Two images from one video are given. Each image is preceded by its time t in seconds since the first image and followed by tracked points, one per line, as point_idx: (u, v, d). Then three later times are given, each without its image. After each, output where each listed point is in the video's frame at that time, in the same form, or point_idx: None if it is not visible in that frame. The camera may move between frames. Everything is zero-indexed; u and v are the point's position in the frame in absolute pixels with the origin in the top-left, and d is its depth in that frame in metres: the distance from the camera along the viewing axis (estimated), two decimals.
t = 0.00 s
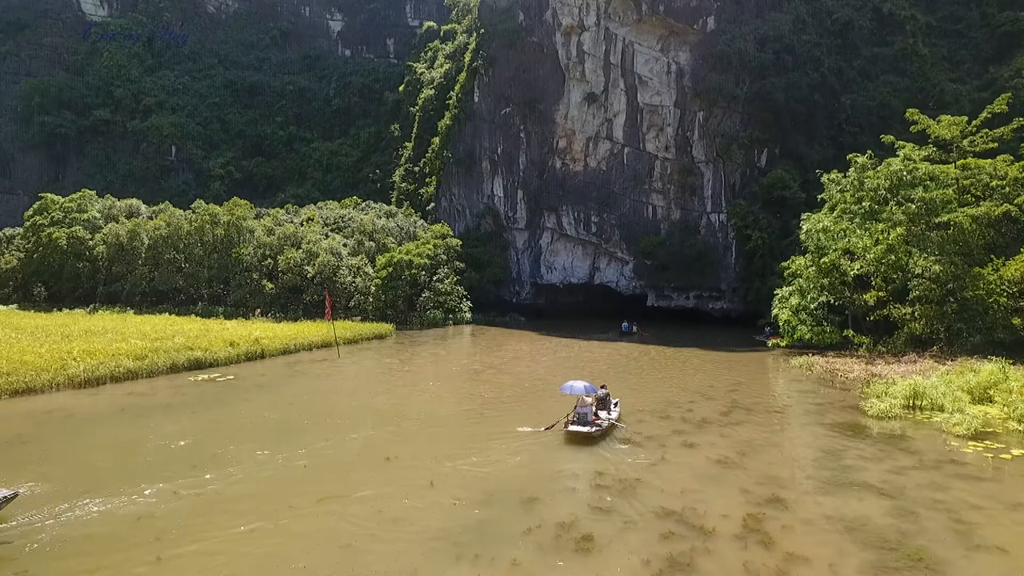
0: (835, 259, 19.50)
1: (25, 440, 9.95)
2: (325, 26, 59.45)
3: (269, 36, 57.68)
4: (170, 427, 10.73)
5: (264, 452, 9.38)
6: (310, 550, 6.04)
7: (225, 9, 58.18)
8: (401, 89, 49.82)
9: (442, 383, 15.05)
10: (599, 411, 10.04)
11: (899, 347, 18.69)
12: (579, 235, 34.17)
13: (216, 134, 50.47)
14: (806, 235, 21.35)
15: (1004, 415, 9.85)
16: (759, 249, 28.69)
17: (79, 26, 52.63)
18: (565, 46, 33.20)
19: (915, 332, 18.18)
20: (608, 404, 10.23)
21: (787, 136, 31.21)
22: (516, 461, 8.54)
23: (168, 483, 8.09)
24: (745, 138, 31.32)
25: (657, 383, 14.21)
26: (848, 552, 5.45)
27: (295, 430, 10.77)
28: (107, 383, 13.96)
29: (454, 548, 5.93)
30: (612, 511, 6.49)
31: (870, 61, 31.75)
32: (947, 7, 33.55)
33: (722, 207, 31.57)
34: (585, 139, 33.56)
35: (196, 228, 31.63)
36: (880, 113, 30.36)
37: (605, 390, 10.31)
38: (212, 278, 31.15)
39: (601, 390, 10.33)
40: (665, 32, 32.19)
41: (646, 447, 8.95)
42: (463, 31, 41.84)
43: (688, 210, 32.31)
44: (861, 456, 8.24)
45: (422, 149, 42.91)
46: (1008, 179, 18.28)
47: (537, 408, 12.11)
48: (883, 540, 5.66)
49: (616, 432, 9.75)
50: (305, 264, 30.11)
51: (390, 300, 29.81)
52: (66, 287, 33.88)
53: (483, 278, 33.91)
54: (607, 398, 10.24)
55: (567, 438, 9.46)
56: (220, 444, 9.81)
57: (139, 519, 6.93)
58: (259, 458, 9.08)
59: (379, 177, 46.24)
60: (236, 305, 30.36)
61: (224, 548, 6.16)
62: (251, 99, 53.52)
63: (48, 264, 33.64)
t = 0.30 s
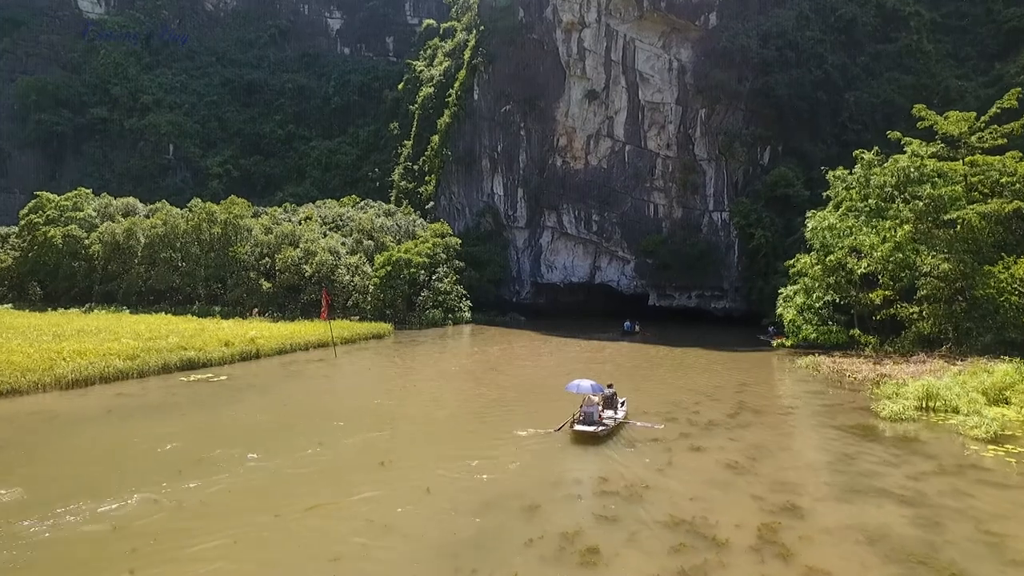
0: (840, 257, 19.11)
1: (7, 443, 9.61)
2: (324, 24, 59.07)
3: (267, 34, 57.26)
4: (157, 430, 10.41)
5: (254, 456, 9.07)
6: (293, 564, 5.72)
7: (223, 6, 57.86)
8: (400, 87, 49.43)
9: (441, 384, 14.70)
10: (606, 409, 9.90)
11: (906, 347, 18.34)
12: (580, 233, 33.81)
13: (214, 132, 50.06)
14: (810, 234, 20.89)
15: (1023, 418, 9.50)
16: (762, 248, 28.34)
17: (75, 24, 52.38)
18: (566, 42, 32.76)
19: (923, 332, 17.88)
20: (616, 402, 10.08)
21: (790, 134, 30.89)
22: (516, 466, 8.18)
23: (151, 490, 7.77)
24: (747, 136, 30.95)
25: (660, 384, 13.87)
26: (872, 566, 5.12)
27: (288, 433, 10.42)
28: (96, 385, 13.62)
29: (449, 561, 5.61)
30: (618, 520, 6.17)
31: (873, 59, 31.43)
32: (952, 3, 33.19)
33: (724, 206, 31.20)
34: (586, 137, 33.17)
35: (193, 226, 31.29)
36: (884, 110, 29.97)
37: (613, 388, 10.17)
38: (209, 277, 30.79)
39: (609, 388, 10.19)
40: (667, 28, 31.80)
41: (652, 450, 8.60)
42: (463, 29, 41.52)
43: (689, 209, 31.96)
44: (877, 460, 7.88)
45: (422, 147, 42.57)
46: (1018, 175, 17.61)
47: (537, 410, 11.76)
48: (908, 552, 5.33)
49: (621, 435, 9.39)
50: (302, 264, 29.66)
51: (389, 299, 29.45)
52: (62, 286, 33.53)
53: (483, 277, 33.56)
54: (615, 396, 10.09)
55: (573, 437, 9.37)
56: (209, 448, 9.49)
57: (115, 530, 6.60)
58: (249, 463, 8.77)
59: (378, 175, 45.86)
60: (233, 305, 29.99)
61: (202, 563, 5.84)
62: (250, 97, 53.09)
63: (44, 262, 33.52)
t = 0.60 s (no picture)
0: (846, 256, 18.76)
1: None
2: (323, 22, 58.76)
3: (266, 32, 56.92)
4: (146, 432, 10.09)
5: (244, 460, 8.76)
6: None
7: (222, 4, 57.67)
8: (400, 85, 49.11)
9: (439, 385, 14.37)
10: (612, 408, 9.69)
11: (913, 347, 18.02)
12: (581, 232, 33.48)
13: (212, 130, 49.65)
14: (816, 231, 20.54)
15: None
16: (765, 247, 28.01)
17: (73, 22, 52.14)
18: (567, 39, 32.35)
19: (930, 332, 17.55)
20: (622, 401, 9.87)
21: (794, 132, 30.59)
22: (516, 472, 7.83)
23: (135, 498, 7.46)
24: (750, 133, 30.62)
25: (663, 385, 13.57)
26: None
27: (281, 435, 10.09)
28: (84, 386, 13.31)
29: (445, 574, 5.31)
30: (626, 529, 5.86)
31: (877, 56, 31.17)
32: None
33: (726, 204, 30.91)
34: (587, 134, 32.80)
35: (190, 225, 31.02)
36: (888, 107, 29.70)
37: (620, 387, 9.96)
38: (206, 276, 30.44)
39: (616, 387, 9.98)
40: (668, 25, 31.42)
41: (658, 453, 8.28)
42: (462, 27, 41.27)
43: (691, 207, 31.63)
44: (893, 464, 7.56)
45: (421, 146, 42.28)
46: None
47: (538, 412, 11.44)
48: (935, 565, 5.04)
49: (625, 439, 9.05)
50: (300, 262, 29.43)
51: (388, 298, 29.13)
52: (57, 285, 33.17)
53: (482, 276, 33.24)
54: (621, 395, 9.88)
55: (578, 436, 9.16)
56: (199, 451, 9.17)
57: (91, 542, 6.27)
58: (238, 468, 8.44)
59: (377, 174, 45.54)
60: (230, 304, 29.68)
61: None
62: (248, 96, 52.70)
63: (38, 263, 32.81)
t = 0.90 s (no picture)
0: (851, 254, 18.44)
1: None
2: (322, 20, 58.33)
3: (264, 30, 56.56)
4: (134, 434, 9.79)
5: (234, 464, 8.46)
6: None
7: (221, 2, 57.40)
8: (399, 83, 48.78)
9: (439, 385, 14.08)
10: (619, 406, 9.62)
11: (919, 347, 17.68)
12: (582, 231, 33.17)
13: (211, 129, 49.25)
14: (821, 229, 20.23)
15: None
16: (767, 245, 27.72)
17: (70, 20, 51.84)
18: (567, 36, 31.96)
19: (937, 331, 17.21)
20: (629, 400, 9.79)
21: (796, 130, 30.29)
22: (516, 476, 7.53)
23: (118, 505, 7.16)
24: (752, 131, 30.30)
25: (667, 385, 13.30)
26: None
27: (272, 438, 9.79)
28: (74, 386, 13.04)
29: None
30: (632, 539, 5.61)
31: (880, 54, 30.91)
32: None
33: (728, 203, 30.64)
34: (587, 133, 32.43)
35: (187, 224, 30.72)
36: (892, 105, 29.42)
37: (626, 385, 9.88)
38: (203, 275, 30.12)
39: (622, 386, 9.90)
40: (670, 22, 30.98)
41: (664, 456, 8.00)
42: (462, 25, 40.99)
43: (692, 206, 31.33)
44: (909, 469, 7.26)
45: (420, 144, 41.96)
46: None
47: (538, 413, 11.16)
48: None
49: (628, 442, 8.77)
50: (298, 261, 29.15)
51: (386, 297, 28.81)
52: (53, 284, 32.88)
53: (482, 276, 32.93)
54: (628, 393, 9.79)
55: (584, 435, 9.06)
56: (187, 454, 8.88)
57: (70, 554, 5.99)
58: (226, 473, 8.14)
59: (377, 173, 45.22)
60: (227, 304, 29.39)
61: None
62: (246, 94, 52.29)
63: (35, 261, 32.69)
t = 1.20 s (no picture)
0: (857, 252, 18.14)
1: None
2: (321, 18, 58.02)
3: (263, 29, 56.31)
4: (120, 439, 9.48)
5: (224, 471, 8.17)
6: None
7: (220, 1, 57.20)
8: (398, 82, 48.49)
9: (438, 386, 13.82)
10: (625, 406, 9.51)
11: (926, 346, 17.46)
12: (582, 230, 32.89)
13: (210, 128, 48.88)
14: (825, 227, 19.94)
15: None
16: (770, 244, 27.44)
17: (68, 18, 51.57)
18: (567, 34, 31.69)
19: (944, 331, 16.91)
20: (635, 398, 9.68)
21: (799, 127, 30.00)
22: (516, 482, 7.26)
23: (98, 513, 6.88)
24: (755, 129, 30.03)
25: (671, 386, 13.02)
26: None
27: (265, 442, 9.52)
28: (63, 387, 12.75)
29: None
30: (639, 550, 5.38)
31: (883, 51, 30.63)
32: None
33: (730, 201, 30.40)
34: (588, 131, 32.11)
35: (184, 222, 30.42)
36: (895, 102, 29.19)
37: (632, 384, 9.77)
38: (201, 274, 29.83)
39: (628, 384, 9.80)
40: (671, 19, 30.67)
41: (670, 460, 7.73)
42: (461, 23, 40.78)
43: (694, 204, 31.05)
44: (926, 474, 6.98)
45: (420, 143, 41.70)
46: None
47: (539, 415, 10.87)
48: None
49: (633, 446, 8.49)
50: (297, 260, 28.89)
51: (385, 297, 28.52)
52: (49, 284, 32.57)
53: (482, 275, 32.63)
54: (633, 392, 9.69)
55: (590, 435, 8.94)
56: (176, 460, 8.57)
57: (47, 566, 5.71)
58: (214, 480, 7.85)
59: (376, 172, 44.97)
60: (225, 303, 29.09)
61: None
62: (245, 93, 51.97)
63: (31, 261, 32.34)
